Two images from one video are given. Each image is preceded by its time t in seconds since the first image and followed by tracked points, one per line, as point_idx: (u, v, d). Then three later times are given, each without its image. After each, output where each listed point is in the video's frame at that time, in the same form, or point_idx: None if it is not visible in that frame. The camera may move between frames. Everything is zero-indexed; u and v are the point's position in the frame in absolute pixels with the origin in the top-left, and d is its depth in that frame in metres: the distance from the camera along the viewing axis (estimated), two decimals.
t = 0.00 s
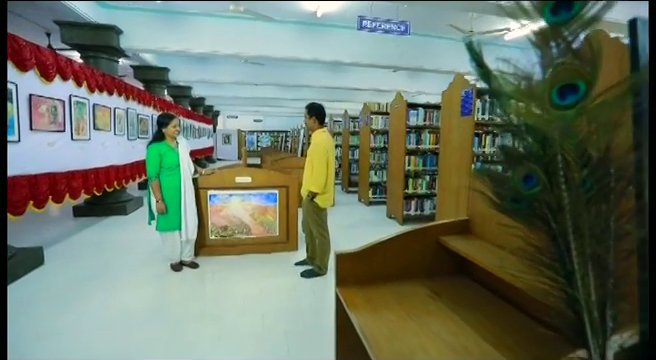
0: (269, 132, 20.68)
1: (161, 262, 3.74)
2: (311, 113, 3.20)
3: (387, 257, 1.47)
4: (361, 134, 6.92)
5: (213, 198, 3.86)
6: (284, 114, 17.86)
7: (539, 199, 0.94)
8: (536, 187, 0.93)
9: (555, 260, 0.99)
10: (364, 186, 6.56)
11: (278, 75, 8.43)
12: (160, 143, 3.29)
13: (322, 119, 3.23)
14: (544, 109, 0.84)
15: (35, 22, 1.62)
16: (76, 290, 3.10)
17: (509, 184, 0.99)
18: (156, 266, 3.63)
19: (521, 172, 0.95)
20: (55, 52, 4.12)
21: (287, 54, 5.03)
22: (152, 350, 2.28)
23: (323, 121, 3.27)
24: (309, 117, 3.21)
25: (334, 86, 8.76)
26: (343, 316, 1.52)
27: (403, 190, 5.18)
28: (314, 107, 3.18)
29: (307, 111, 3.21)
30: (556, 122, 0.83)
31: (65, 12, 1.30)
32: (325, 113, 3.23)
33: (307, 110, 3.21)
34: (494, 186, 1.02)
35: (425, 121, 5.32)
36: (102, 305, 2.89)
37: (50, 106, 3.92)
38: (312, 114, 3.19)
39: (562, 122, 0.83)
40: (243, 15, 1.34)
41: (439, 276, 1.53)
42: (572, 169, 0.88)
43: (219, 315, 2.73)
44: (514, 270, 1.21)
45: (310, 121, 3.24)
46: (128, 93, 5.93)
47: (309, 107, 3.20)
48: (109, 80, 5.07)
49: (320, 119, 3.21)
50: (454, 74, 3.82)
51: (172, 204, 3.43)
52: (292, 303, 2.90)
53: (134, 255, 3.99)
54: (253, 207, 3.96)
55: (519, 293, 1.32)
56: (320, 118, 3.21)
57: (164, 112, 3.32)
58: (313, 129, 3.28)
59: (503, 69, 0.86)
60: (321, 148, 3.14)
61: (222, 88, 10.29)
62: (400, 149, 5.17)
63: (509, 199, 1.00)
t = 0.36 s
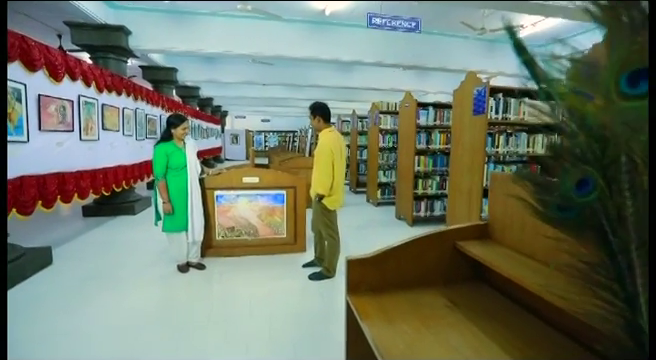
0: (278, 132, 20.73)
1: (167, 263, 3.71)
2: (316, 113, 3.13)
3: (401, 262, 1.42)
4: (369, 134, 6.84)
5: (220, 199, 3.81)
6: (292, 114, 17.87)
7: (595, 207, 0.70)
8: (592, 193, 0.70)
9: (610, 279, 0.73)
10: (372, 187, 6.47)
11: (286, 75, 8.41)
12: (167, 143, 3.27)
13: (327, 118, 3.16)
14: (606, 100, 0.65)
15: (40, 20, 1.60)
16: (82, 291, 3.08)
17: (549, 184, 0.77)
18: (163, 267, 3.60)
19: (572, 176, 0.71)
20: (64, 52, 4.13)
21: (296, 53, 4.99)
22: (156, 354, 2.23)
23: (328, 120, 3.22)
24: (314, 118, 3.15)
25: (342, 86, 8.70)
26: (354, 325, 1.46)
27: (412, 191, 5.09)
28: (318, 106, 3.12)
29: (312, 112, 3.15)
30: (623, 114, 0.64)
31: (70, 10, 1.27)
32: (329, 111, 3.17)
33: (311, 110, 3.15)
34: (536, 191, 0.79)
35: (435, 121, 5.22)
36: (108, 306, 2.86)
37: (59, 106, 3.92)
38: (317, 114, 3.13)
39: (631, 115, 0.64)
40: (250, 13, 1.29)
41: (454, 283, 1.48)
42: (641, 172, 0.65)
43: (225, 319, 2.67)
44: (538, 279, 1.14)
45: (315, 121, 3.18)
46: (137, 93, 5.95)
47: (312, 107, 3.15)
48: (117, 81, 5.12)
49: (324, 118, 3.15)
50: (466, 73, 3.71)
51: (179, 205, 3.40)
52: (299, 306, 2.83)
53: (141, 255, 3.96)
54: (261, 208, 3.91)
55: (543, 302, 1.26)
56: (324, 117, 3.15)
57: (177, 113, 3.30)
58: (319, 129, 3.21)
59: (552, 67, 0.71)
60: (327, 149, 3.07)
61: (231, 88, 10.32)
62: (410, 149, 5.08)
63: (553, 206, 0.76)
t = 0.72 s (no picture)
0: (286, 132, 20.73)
1: (174, 265, 3.67)
2: (322, 115, 3.05)
3: (415, 273, 1.41)
4: (379, 134, 6.74)
5: (227, 201, 3.76)
6: (300, 114, 17.84)
7: None
8: None
9: None
10: (381, 189, 6.37)
11: (294, 75, 8.36)
12: (175, 142, 3.22)
13: (333, 120, 3.08)
14: None
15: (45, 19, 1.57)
16: (88, 293, 3.06)
17: (622, 201, 0.65)
18: (169, 269, 3.56)
19: None
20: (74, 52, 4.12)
21: (304, 52, 4.92)
22: None
23: (335, 122, 3.14)
24: (320, 121, 3.07)
25: (351, 86, 8.62)
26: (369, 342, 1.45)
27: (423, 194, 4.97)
28: (322, 108, 3.03)
29: (317, 115, 3.06)
30: None
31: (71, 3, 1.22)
32: (335, 112, 3.07)
33: (316, 113, 3.06)
34: (611, 211, 0.66)
35: (447, 122, 5.10)
36: (114, 309, 2.82)
37: (69, 106, 3.92)
38: (324, 116, 3.05)
39: None
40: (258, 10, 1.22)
41: (472, 296, 1.46)
42: None
43: (231, 324, 2.61)
44: (560, 292, 1.10)
45: (322, 124, 3.10)
46: (146, 94, 5.95)
47: (317, 110, 3.05)
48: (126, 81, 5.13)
49: (331, 120, 3.07)
50: (480, 73, 3.61)
51: (185, 206, 3.35)
52: (307, 313, 2.76)
53: (148, 256, 3.94)
54: (268, 210, 3.84)
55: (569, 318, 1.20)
56: (331, 120, 3.06)
57: (185, 113, 3.27)
58: (326, 132, 3.13)
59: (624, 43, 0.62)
60: (334, 152, 2.99)
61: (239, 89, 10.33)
62: (421, 150, 4.96)
63: (632, 228, 0.65)
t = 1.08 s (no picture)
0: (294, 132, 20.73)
1: (182, 267, 3.64)
2: (333, 115, 2.98)
3: (434, 283, 1.34)
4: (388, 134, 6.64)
5: (234, 202, 3.71)
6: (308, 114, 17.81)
7: None
8: None
9: None
10: (391, 190, 6.28)
11: (302, 75, 8.31)
12: (183, 142, 3.19)
13: (344, 120, 3.01)
14: None
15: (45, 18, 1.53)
16: (95, 296, 3.04)
17: None
18: (176, 272, 3.53)
19: None
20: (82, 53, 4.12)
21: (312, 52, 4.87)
22: None
23: (346, 121, 3.06)
24: (332, 120, 2.99)
25: (359, 86, 8.54)
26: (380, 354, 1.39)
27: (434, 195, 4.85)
28: (333, 108, 2.96)
29: (328, 114, 2.99)
30: None
31: (72, 0, 1.17)
32: (346, 112, 3.00)
33: (327, 112, 2.99)
34: None
35: (458, 121, 4.97)
36: (120, 313, 2.79)
37: (77, 108, 3.92)
38: (335, 116, 2.98)
39: None
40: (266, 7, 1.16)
41: (492, 307, 1.40)
42: None
43: (238, 330, 2.55)
44: (593, 304, 1.04)
45: (333, 124, 3.02)
46: (154, 95, 5.96)
47: (328, 109, 2.98)
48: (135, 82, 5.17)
49: (343, 120, 3.01)
50: (495, 69, 3.47)
51: (193, 207, 3.30)
52: (315, 319, 2.69)
53: (156, 258, 3.92)
54: (276, 212, 3.78)
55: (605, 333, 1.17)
56: (342, 120, 3.00)
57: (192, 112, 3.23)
58: (337, 132, 3.06)
59: None
60: (346, 153, 2.90)
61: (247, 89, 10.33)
62: (432, 150, 4.84)
63: None
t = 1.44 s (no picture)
0: (301, 130, 20.70)
1: (188, 266, 3.61)
2: (346, 112, 2.90)
3: (451, 291, 1.29)
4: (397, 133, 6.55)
5: (241, 201, 3.67)
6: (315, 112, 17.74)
7: None
8: None
9: None
10: (399, 189, 6.19)
11: (310, 73, 8.25)
12: (189, 139, 3.16)
13: (357, 117, 2.93)
14: None
15: (48, 13, 1.49)
16: (101, 295, 3.03)
17: None
18: (182, 271, 3.50)
19: None
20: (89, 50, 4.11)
21: (320, 49, 4.81)
22: None
23: (360, 119, 2.99)
24: (345, 117, 2.92)
25: (367, 83, 8.44)
26: None
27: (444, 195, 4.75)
28: (346, 105, 2.89)
29: (341, 112, 2.91)
30: None
31: None
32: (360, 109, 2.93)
33: (340, 109, 2.92)
34: None
35: (469, 119, 4.85)
36: (126, 312, 2.77)
37: (84, 105, 3.91)
38: (348, 113, 2.90)
39: None
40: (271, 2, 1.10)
41: (512, 318, 1.35)
42: None
43: (244, 331, 2.50)
44: (625, 317, 0.97)
45: (346, 120, 2.94)
46: (162, 93, 5.96)
47: (341, 107, 2.91)
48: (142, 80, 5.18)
49: (356, 117, 2.93)
50: (509, 65, 3.35)
51: (198, 205, 3.26)
52: (322, 321, 2.63)
53: (163, 257, 3.90)
54: (283, 212, 3.73)
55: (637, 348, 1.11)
56: (356, 117, 2.92)
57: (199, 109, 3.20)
58: (351, 129, 2.98)
59: None
60: (358, 149, 2.83)
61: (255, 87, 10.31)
62: (442, 149, 4.73)
63: None
